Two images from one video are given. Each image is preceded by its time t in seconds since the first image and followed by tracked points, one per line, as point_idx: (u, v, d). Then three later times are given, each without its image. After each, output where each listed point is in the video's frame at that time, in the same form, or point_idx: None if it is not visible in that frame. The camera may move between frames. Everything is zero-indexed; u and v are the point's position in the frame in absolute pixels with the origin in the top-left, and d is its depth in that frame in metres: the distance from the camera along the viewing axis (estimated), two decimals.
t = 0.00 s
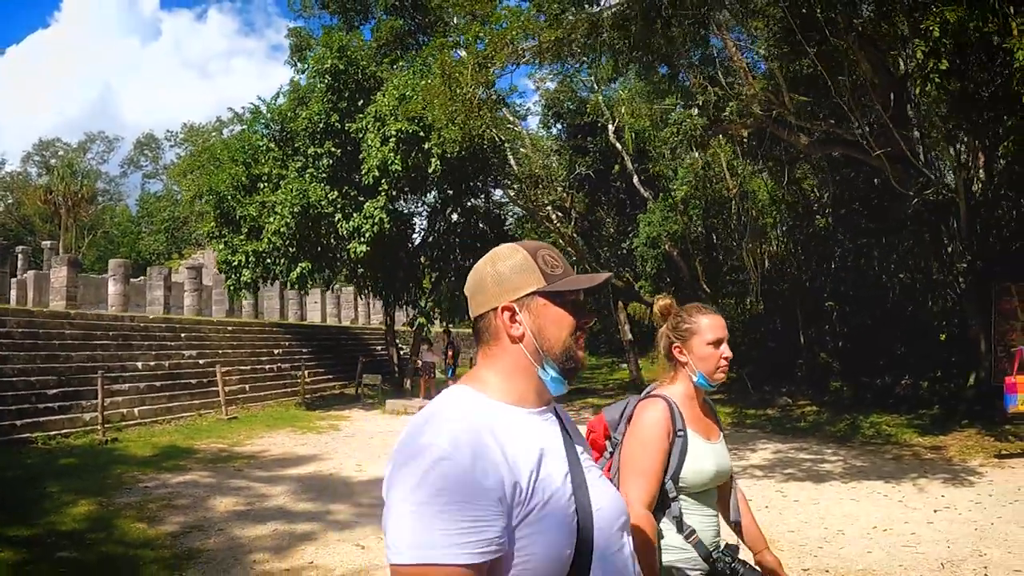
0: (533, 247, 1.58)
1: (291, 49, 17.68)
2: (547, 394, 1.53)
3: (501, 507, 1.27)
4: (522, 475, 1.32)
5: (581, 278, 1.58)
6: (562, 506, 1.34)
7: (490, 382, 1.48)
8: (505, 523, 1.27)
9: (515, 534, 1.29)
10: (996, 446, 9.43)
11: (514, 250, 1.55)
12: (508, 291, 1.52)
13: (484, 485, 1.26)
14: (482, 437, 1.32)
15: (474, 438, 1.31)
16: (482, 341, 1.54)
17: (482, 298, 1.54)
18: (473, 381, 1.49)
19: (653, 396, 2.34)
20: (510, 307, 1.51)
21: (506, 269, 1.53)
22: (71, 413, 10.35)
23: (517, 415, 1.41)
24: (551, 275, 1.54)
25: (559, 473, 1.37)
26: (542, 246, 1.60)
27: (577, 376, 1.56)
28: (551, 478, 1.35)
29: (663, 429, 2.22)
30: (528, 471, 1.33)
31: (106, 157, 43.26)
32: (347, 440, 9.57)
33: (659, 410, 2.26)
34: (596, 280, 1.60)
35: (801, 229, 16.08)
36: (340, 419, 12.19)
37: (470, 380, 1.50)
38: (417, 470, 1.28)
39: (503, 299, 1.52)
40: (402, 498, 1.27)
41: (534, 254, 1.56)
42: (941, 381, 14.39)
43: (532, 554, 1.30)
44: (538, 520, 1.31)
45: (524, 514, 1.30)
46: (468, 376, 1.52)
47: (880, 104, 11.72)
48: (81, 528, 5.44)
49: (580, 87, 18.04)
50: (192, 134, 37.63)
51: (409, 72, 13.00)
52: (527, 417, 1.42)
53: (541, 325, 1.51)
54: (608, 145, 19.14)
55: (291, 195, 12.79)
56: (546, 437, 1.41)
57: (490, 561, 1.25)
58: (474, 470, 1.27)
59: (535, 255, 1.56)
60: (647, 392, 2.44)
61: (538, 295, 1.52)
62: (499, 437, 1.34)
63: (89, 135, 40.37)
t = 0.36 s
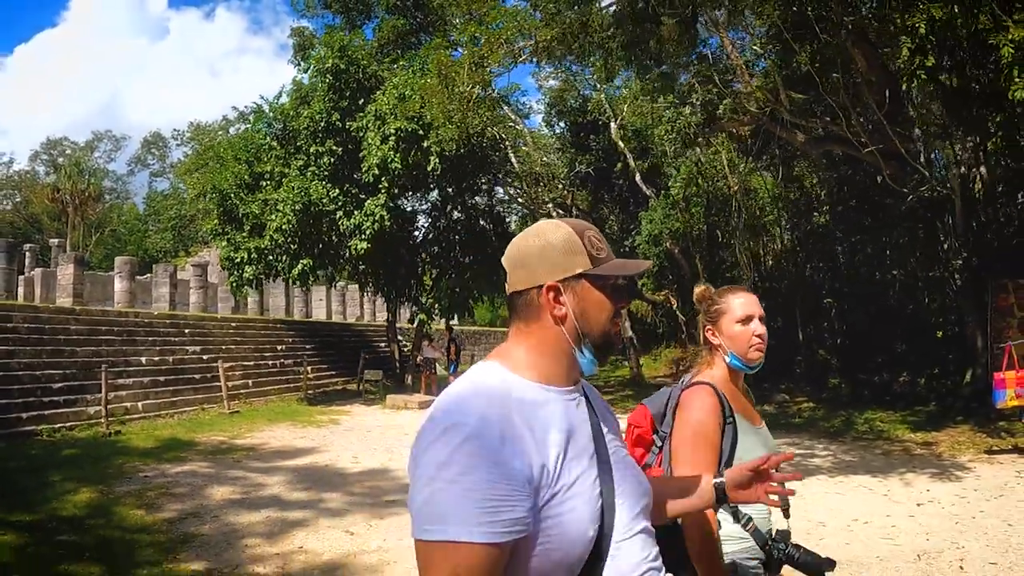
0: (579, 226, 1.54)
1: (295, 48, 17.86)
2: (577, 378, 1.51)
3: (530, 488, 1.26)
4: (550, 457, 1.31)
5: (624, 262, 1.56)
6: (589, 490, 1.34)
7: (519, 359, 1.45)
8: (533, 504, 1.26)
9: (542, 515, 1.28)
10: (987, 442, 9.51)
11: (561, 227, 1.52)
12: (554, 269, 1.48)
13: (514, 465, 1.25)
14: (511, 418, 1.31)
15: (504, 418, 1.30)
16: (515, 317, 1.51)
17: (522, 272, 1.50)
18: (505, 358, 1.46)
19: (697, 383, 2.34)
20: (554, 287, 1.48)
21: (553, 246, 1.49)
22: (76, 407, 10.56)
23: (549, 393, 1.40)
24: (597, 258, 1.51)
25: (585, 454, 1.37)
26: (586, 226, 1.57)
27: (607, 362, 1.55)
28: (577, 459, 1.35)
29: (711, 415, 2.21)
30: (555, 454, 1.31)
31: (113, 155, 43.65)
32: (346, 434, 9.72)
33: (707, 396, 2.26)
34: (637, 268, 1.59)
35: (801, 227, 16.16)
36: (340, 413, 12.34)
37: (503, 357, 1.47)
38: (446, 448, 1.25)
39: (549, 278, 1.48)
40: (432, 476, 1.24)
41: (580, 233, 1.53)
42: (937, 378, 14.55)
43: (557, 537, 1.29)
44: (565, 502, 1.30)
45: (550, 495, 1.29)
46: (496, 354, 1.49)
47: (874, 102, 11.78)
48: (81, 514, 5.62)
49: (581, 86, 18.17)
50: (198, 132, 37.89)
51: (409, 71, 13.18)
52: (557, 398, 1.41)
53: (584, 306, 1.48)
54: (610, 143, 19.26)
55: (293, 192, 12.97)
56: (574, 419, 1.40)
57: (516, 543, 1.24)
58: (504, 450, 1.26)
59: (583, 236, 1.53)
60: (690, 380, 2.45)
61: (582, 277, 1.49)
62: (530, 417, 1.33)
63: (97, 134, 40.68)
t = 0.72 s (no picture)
0: (587, 220, 1.51)
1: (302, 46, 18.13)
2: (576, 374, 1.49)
3: (530, 489, 1.25)
4: (549, 452, 1.29)
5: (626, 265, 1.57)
6: (588, 486, 1.32)
7: (522, 357, 1.41)
8: (532, 504, 1.25)
9: (543, 515, 1.27)
10: (972, 442, 9.69)
11: (574, 222, 1.48)
12: (573, 266, 1.44)
13: (512, 465, 1.24)
14: (509, 415, 1.29)
15: (502, 416, 1.28)
16: (520, 312, 1.46)
17: (536, 267, 1.45)
18: (514, 357, 1.41)
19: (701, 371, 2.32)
20: (572, 287, 1.44)
21: (569, 241, 1.45)
22: (85, 397, 10.90)
23: (546, 390, 1.38)
24: (606, 257, 1.50)
25: (584, 450, 1.35)
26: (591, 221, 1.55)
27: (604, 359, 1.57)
28: (577, 456, 1.33)
29: (714, 400, 2.19)
30: (555, 452, 1.29)
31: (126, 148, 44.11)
32: (345, 425, 10.00)
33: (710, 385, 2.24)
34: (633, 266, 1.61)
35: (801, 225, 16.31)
36: (341, 405, 12.64)
37: (511, 357, 1.42)
38: (442, 450, 1.25)
39: (566, 277, 1.44)
40: (429, 480, 1.24)
41: (590, 229, 1.50)
42: (933, 376, 14.84)
43: (560, 535, 1.27)
44: (565, 500, 1.28)
45: (552, 491, 1.27)
46: (496, 353, 1.44)
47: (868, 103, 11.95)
48: (86, 497, 5.92)
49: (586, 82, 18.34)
50: (210, 126, 38.27)
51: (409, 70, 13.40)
52: (555, 395, 1.38)
53: (598, 306, 1.47)
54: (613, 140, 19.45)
55: (297, 189, 13.25)
56: (572, 416, 1.38)
57: (516, 544, 1.23)
58: (502, 450, 1.24)
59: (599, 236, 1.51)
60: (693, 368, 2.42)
61: (597, 278, 1.47)
62: (530, 415, 1.31)
63: (109, 128, 41.15)
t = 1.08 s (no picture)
0: (562, 256, 1.60)
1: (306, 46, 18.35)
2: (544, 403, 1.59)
3: (490, 518, 1.34)
4: (513, 486, 1.38)
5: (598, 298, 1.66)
6: (545, 518, 1.41)
7: (490, 385, 1.49)
8: (491, 533, 1.34)
9: (500, 543, 1.36)
10: (955, 448, 9.84)
11: (551, 257, 1.57)
12: (546, 298, 1.53)
13: (476, 497, 1.32)
14: (477, 446, 1.36)
15: (471, 446, 1.35)
16: (491, 339, 1.54)
17: (511, 297, 1.53)
18: (478, 384, 1.49)
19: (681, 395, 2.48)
20: (543, 318, 1.53)
21: (541, 276, 1.54)
22: (87, 391, 11.18)
23: (512, 421, 1.45)
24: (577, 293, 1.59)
25: (545, 480, 1.44)
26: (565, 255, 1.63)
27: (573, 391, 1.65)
28: (537, 489, 1.41)
29: (690, 426, 2.36)
30: (517, 483, 1.38)
31: (136, 143, 44.47)
32: (339, 422, 10.23)
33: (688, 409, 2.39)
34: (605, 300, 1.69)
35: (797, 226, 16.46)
36: (339, 401, 12.88)
37: (475, 382, 1.49)
38: (412, 473, 1.32)
39: (537, 310, 1.53)
40: (398, 502, 1.31)
41: (565, 265, 1.59)
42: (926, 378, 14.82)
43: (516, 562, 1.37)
44: (523, 530, 1.37)
45: (512, 523, 1.37)
46: (466, 375, 1.52)
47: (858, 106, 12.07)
48: (80, 488, 6.17)
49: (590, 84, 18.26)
50: (219, 123, 38.53)
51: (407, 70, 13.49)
52: (522, 425, 1.46)
53: (568, 339, 1.56)
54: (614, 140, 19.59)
55: (296, 189, 13.49)
56: (537, 445, 1.46)
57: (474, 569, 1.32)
58: (468, 481, 1.32)
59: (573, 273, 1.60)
60: (677, 392, 2.55)
61: (568, 312, 1.56)
62: (497, 447, 1.39)
63: (119, 124, 41.50)
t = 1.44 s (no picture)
0: (572, 273, 1.62)
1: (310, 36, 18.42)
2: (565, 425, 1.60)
3: (501, 539, 1.29)
4: (524, 507, 1.35)
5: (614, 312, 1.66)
6: (560, 542, 1.37)
7: (503, 405, 1.51)
8: (503, 555, 1.29)
9: (513, 566, 1.31)
10: (944, 452, 9.93)
11: (557, 274, 1.59)
12: (551, 316, 1.56)
13: (486, 513, 1.29)
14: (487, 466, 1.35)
15: (477, 467, 1.34)
16: (505, 360, 1.57)
17: (518, 317, 1.57)
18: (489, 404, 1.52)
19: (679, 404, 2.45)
20: (546, 334, 1.55)
21: (547, 292, 1.56)
22: (87, 378, 11.35)
23: (526, 442, 1.46)
24: (589, 308, 1.60)
25: (560, 504, 1.41)
26: (579, 271, 1.65)
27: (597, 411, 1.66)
28: (553, 513, 1.38)
29: (687, 435, 2.34)
30: (529, 505, 1.35)
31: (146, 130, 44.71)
32: (334, 413, 10.39)
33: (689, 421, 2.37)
34: (627, 315, 1.69)
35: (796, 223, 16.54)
36: (336, 391, 13.04)
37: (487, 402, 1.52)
38: (422, 490, 1.30)
39: (542, 325, 1.56)
40: (407, 518, 1.27)
41: (575, 281, 1.61)
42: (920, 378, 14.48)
43: None
44: (536, 553, 1.33)
45: (524, 545, 1.32)
46: (481, 400, 1.54)
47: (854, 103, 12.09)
48: (72, 475, 6.32)
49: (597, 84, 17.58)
50: (227, 111, 38.61)
51: (408, 58, 13.43)
52: (540, 448, 1.47)
53: (577, 355, 1.57)
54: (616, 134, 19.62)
55: (296, 180, 13.61)
56: (553, 470, 1.45)
57: None
58: (479, 498, 1.29)
59: (582, 289, 1.61)
60: (678, 400, 2.53)
61: (577, 328, 1.57)
62: (508, 468, 1.37)
63: (128, 112, 41.70)
